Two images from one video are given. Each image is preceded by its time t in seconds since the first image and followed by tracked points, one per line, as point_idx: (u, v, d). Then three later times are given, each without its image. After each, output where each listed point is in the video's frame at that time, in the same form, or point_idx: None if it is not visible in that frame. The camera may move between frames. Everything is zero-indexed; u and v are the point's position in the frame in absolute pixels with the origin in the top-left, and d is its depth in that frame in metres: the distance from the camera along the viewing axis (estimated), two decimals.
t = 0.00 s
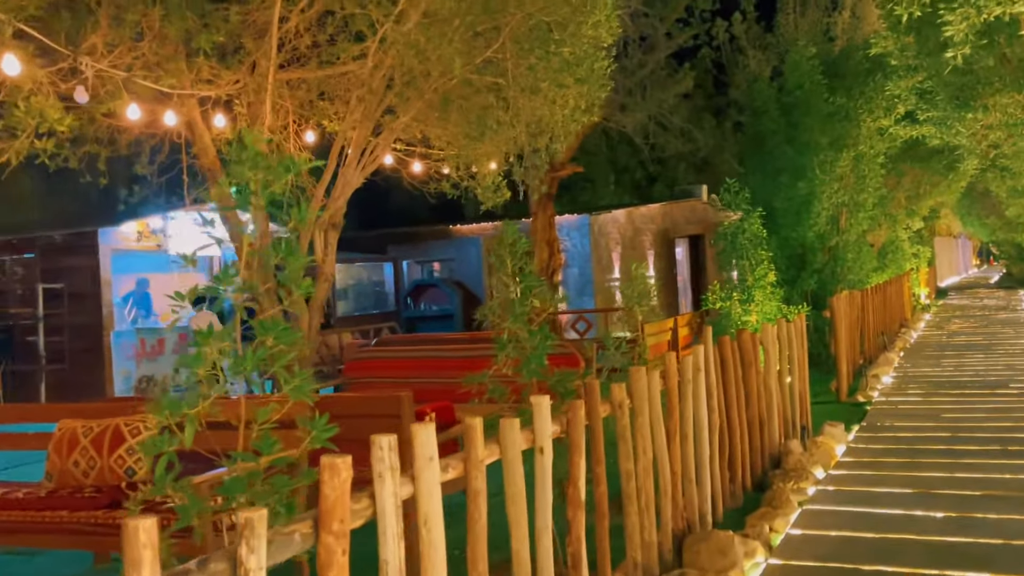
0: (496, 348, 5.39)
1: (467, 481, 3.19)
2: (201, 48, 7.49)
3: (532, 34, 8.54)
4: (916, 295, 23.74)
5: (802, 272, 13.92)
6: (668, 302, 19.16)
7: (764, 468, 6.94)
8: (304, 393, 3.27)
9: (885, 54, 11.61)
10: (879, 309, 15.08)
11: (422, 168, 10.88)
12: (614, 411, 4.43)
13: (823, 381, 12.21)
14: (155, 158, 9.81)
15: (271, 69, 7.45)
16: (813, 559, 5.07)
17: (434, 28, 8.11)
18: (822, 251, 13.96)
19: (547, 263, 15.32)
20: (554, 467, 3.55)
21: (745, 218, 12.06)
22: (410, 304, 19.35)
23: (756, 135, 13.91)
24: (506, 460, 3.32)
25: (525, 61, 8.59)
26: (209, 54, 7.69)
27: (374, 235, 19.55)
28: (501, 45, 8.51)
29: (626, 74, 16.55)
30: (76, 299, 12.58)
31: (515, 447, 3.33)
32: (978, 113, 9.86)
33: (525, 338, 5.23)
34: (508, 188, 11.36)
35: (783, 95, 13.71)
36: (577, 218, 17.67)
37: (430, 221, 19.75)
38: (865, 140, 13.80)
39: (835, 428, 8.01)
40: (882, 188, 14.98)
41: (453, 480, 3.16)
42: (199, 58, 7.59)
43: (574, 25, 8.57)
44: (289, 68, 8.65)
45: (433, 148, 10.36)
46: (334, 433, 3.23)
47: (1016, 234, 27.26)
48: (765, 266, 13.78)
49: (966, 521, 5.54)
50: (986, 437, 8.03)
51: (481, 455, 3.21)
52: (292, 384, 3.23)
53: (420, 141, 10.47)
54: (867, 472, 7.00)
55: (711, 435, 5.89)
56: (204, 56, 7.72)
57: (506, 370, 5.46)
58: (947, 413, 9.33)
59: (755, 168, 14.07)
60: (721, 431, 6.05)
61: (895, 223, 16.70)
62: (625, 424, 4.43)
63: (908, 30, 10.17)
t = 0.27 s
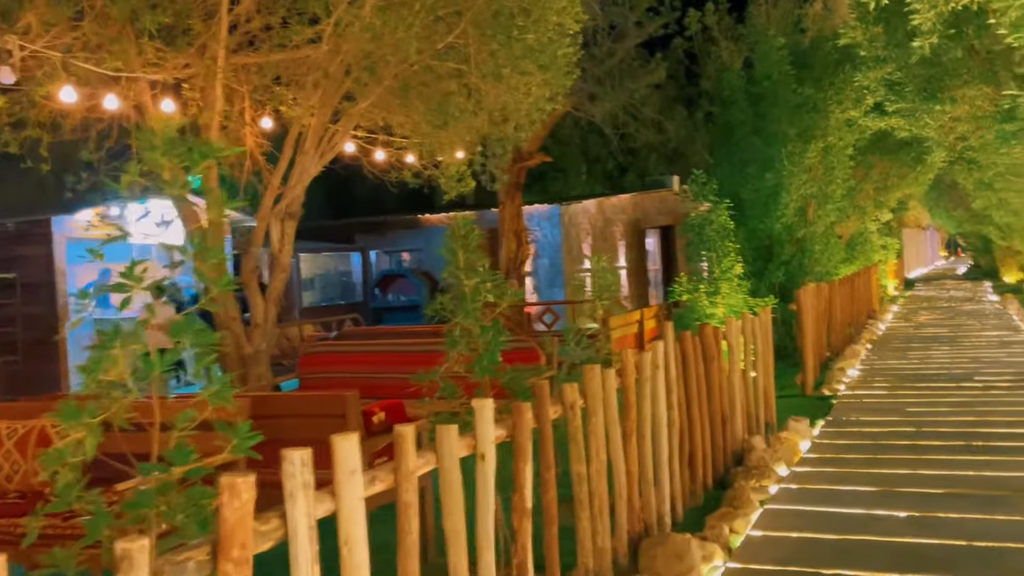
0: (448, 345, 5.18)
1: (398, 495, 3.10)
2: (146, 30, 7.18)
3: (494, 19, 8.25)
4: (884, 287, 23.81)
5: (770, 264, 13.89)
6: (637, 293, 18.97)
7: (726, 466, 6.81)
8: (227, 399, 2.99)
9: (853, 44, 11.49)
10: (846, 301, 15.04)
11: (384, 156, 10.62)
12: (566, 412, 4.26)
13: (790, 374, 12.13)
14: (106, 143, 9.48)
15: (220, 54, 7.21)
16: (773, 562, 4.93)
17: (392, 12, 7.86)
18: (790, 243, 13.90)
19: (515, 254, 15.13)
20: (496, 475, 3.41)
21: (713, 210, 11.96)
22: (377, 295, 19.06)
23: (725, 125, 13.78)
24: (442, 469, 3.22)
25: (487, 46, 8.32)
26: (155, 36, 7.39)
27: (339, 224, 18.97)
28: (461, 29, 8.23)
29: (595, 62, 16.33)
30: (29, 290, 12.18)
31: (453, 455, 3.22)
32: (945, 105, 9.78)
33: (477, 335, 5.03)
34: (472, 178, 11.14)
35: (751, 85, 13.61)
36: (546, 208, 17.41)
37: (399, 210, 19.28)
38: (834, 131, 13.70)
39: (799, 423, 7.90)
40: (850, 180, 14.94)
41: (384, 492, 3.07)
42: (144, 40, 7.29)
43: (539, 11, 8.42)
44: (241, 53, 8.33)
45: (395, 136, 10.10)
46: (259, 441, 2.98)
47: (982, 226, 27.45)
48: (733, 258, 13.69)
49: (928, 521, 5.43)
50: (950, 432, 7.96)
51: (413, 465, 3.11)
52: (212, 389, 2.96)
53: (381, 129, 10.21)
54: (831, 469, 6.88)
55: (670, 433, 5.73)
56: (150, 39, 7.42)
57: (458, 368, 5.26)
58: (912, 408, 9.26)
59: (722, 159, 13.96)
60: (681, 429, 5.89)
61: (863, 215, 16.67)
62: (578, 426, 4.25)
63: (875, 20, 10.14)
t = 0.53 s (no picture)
0: (337, 347, 4.85)
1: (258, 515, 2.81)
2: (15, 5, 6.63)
3: (399, 9, 7.95)
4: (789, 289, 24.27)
5: (679, 265, 13.93)
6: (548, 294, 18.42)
7: (631, 470, 6.66)
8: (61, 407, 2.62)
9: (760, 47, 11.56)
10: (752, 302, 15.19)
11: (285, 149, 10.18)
12: (458, 420, 3.99)
13: (697, 375, 12.14)
14: None
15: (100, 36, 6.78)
16: (675, 572, 4.76)
17: None
18: (699, 245, 13.96)
19: (424, 252, 14.78)
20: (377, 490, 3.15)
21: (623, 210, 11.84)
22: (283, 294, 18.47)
23: (635, 126, 13.76)
24: (313, 487, 2.96)
25: (391, 37, 8.01)
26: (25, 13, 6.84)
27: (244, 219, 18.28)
28: (363, 18, 7.90)
29: (506, 60, 16.10)
30: None
31: (325, 471, 2.98)
32: (847, 110, 9.89)
33: (369, 337, 4.74)
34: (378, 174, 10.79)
35: (661, 86, 13.61)
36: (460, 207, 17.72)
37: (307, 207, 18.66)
38: (741, 134, 13.87)
39: (705, 425, 7.83)
40: (758, 183, 15.11)
41: (240, 515, 2.78)
42: (13, 16, 6.73)
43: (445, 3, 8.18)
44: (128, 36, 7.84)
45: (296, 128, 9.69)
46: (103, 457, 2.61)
47: (882, 231, 28.33)
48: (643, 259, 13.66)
49: (830, 526, 5.36)
50: (852, 433, 8.00)
51: (276, 486, 2.83)
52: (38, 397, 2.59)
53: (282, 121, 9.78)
54: (736, 472, 6.80)
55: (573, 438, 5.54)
56: (20, 16, 6.87)
57: (349, 373, 4.94)
58: (815, 409, 9.31)
59: (633, 160, 13.93)
60: (585, 434, 5.70)
61: (769, 218, 16.90)
62: (472, 434, 3.99)
63: (783, 23, 10.24)
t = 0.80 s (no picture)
0: (212, 362, 4.44)
1: (88, 565, 2.54)
2: None
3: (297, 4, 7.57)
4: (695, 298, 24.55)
5: (587, 275, 13.83)
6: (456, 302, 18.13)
7: (533, 487, 6.42)
8: None
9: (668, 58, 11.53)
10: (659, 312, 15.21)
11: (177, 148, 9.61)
12: (341, 443, 3.66)
13: (604, 386, 12.03)
14: None
15: None
16: None
17: None
18: (607, 254, 13.93)
19: (326, 259, 14.29)
20: (239, 529, 2.90)
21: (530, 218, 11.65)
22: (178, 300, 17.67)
23: (544, 134, 13.62)
24: (160, 526, 2.73)
25: (287, 32, 7.61)
26: None
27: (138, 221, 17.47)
28: (259, 12, 7.48)
29: (413, 63, 15.73)
30: None
31: (174, 509, 2.73)
32: (753, 122, 9.92)
33: (248, 350, 4.36)
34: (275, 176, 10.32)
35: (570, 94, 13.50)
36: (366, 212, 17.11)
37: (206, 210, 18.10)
38: (649, 145, 13.87)
39: (610, 439, 7.66)
40: (665, 193, 15.15)
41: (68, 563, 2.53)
42: None
43: None
44: None
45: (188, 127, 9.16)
46: None
47: (785, 243, 28.99)
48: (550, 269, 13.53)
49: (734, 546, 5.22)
50: (756, 446, 7.94)
51: (110, 529, 2.58)
52: None
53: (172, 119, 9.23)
54: (639, 488, 6.63)
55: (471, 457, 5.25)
56: None
57: (226, 389, 4.54)
58: (719, 421, 9.26)
59: (541, 168, 13.77)
60: (484, 452, 5.44)
61: (676, 229, 16.99)
62: (357, 458, 3.67)
63: (692, 32, 10.23)
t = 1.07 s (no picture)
0: (112, 369, 4.11)
1: None
2: None
3: None
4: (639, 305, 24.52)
5: (529, 280, 13.52)
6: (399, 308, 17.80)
7: (465, 499, 6.17)
8: None
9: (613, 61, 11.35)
10: (602, 319, 15.06)
11: (99, 144, 9.11)
12: (245, 460, 3.36)
13: (544, 393, 11.82)
14: None
15: None
16: None
17: None
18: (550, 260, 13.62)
19: (261, 261, 13.90)
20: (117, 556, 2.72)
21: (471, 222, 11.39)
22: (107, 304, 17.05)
23: (487, 136, 13.40)
24: (21, 558, 2.51)
25: (212, 22, 7.29)
26: None
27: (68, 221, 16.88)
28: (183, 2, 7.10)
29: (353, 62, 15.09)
30: None
31: (35, 537, 2.53)
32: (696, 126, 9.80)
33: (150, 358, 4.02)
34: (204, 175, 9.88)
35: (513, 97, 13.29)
36: (305, 213, 16.66)
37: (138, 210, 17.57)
38: (593, 149, 13.73)
39: (547, 448, 7.43)
40: (609, 199, 15.01)
41: None
42: None
43: None
44: None
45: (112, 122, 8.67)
46: None
47: (728, 251, 29.21)
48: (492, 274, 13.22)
49: (672, 562, 5.02)
50: (696, 456, 7.79)
51: None
52: None
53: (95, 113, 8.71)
54: (576, 500, 6.41)
55: (397, 470, 4.99)
56: None
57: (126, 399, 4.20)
58: (660, 429, 9.10)
59: (484, 171, 13.53)
60: (411, 464, 5.17)
61: (620, 235, 16.87)
62: (264, 475, 3.37)
63: (635, 34, 10.10)
